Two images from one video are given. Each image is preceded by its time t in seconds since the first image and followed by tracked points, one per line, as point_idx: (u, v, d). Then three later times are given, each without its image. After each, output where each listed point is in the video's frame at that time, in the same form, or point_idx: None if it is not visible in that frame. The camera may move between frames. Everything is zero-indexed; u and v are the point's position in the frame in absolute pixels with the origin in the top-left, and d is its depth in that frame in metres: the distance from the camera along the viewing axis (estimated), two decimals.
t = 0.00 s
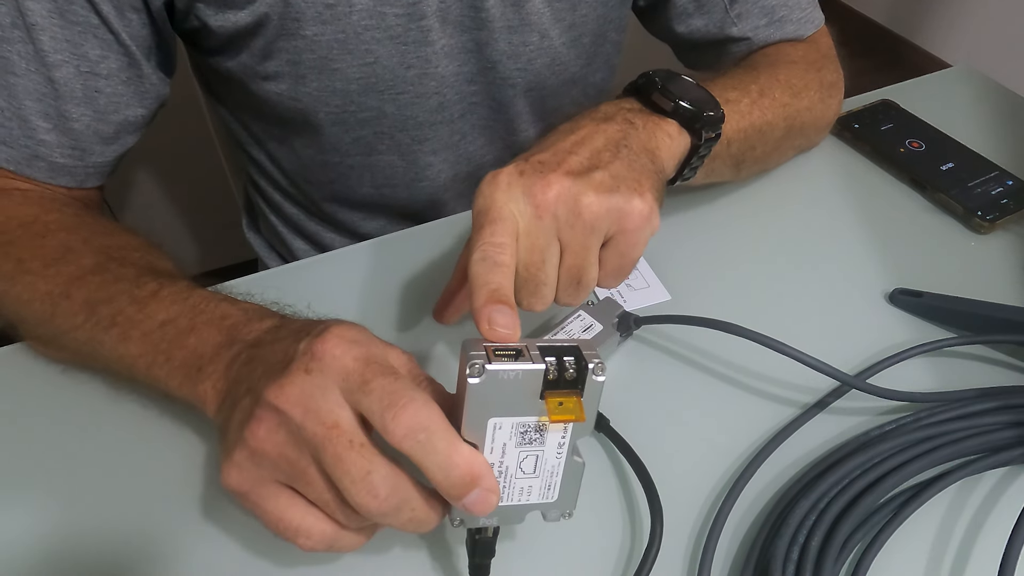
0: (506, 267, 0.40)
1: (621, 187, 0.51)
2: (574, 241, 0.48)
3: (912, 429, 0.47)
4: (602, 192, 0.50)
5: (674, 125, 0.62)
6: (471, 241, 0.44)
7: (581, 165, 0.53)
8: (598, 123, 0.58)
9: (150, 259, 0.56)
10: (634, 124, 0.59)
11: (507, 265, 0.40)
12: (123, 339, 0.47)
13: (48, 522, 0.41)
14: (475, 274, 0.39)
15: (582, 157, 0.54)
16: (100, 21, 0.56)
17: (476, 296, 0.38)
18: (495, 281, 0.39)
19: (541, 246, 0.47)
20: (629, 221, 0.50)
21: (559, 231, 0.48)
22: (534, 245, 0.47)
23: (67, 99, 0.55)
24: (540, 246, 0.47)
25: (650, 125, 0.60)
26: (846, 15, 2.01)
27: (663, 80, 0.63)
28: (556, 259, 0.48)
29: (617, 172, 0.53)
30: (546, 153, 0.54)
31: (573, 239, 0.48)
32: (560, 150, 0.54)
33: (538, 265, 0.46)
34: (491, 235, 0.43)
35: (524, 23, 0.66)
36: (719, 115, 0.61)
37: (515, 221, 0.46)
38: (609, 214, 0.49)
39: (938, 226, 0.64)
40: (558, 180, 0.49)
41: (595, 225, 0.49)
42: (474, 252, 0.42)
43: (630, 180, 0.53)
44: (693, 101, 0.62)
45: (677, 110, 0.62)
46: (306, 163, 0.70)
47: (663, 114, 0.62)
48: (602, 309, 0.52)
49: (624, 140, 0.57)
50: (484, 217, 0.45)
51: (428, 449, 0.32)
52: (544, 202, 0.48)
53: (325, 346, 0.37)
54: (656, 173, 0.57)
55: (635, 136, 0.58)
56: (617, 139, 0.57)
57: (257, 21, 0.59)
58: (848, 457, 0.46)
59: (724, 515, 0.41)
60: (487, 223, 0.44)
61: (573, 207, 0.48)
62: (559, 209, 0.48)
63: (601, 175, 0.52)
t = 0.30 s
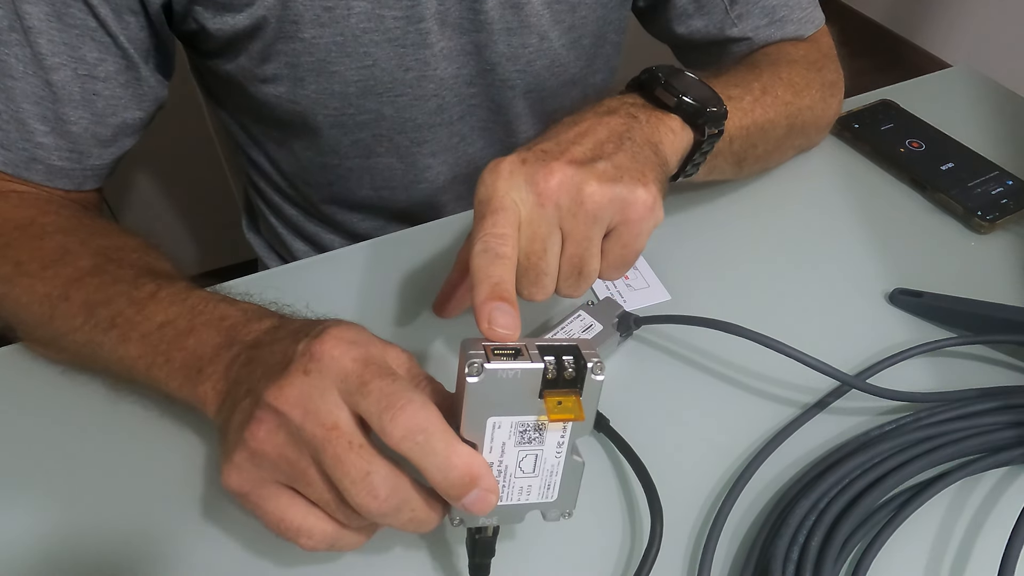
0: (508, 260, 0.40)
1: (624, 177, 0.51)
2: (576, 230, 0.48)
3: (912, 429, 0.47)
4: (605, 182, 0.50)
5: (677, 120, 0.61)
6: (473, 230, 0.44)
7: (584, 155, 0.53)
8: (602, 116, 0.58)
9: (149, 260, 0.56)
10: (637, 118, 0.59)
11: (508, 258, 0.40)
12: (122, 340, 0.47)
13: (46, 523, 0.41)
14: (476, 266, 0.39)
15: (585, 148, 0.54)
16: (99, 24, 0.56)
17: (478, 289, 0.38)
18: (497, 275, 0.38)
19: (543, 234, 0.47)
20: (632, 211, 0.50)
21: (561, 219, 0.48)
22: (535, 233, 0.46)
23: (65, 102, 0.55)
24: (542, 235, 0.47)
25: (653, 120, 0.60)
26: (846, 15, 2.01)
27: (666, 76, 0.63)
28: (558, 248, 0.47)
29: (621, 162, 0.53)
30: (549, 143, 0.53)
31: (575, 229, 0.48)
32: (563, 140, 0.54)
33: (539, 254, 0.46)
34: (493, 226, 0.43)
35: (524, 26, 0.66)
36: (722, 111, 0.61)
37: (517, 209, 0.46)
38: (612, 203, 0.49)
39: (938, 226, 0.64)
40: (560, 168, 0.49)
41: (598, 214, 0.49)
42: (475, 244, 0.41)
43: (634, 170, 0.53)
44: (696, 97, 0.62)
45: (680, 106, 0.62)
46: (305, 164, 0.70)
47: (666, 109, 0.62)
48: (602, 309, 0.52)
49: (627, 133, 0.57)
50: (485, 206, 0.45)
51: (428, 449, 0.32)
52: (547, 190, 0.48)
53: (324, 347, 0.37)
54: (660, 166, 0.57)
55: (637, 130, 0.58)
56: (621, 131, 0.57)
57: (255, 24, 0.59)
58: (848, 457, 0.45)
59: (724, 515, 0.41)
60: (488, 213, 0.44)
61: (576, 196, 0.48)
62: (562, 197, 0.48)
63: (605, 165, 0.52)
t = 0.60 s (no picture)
0: (512, 254, 0.40)
1: (629, 163, 0.51)
2: (581, 216, 0.48)
3: (912, 429, 0.47)
4: (609, 168, 0.50)
5: (682, 112, 0.61)
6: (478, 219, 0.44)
7: (588, 142, 0.53)
8: (606, 107, 0.58)
9: (150, 260, 0.56)
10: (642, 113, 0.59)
11: (513, 253, 0.40)
12: (123, 341, 0.47)
13: (47, 523, 0.41)
14: (480, 260, 0.39)
15: (589, 136, 0.54)
16: (99, 25, 0.56)
17: (483, 283, 0.38)
18: (502, 269, 0.38)
19: (547, 220, 0.47)
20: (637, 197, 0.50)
21: (565, 205, 0.48)
22: (540, 219, 0.46)
23: (65, 102, 0.55)
24: (546, 222, 0.47)
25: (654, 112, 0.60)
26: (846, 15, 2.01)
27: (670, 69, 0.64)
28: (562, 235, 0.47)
29: (625, 151, 0.53)
30: (553, 132, 0.54)
31: (580, 216, 0.48)
32: (567, 130, 0.54)
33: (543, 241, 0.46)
34: (497, 219, 0.42)
35: (524, 26, 0.66)
36: (726, 103, 0.61)
37: (521, 195, 0.46)
38: (617, 188, 0.49)
39: (938, 226, 0.64)
40: (564, 154, 0.49)
41: (602, 201, 0.49)
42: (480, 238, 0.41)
43: (638, 157, 0.53)
44: (700, 90, 0.62)
45: (684, 98, 0.62)
46: (305, 165, 0.70)
47: (670, 101, 0.62)
48: (602, 309, 0.52)
49: (631, 123, 0.57)
50: (490, 194, 0.45)
51: (430, 448, 0.32)
52: (551, 175, 0.48)
53: (325, 347, 0.37)
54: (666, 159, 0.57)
55: (641, 123, 0.57)
56: (626, 121, 0.57)
57: (256, 25, 0.59)
58: (848, 457, 0.45)
59: (724, 515, 0.41)
60: (492, 203, 0.44)
61: (580, 182, 0.48)
62: (566, 182, 0.48)
63: (609, 152, 0.52)
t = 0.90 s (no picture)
0: (513, 249, 0.40)
1: (630, 156, 0.51)
2: (582, 208, 0.48)
3: (912, 429, 0.47)
4: (612, 161, 0.50)
5: (684, 109, 0.61)
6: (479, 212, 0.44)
7: (591, 135, 0.53)
8: (608, 102, 0.58)
9: (150, 260, 0.56)
10: (644, 110, 0.59)
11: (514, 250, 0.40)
12: (124, 341, 0.47)
13: (48, 523, 0.41)
14: (481, 255, 0.39)
15: (592, 129, 0.54)
16: (100, 24, 0.56)
17: (483, 279, 0.38)
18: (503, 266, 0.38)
19: (548, 212, 0.47)
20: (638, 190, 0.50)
21: (567, 197, 0.48)
22: (541, 211, 0.47)
23: (66, 102, 0.55)
24: (546, 215, 0.47)
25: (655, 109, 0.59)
26: (846, 15, 2.01)
27: (671, 64, 0.63)
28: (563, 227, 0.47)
29: (627, 144, 0.53)
30: (555, 125, 0.54)
31: (581, 209, 0.48)
32: (569, 123, 0.54)
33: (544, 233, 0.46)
34: (498, 213, 0.42)
35: (525, 26, 0.66)
36: (728, 99, 0.60)
37: (522, 186, 0.46)
38: (619, 180, 0.49)
39: (938, 226, 0.64)
40: (566, 147, 0.49)
41: (604, 194, 0.49)
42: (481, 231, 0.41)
43: (641, 151, 0.53)
44: (702, 86, 0.62)
45: (686, 95, 0.62)
46: (306, 164, 0.70)
47: (672, 98, 0.62)
48: (602, 309, 0.52)
49: (634, 118, 0.57)
50: (491, 186, 0.45)
51: (430, 448, 0.32)
52: (553, 166, 0.48)
53: (325, 347, 0.37)
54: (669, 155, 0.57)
55: (643, 119, 0.57)
56: (629, 116, 0.57)
57: (258, 25, 0.59)
58: (848, 457, 0.46)
59: (724, 515, 0.41)
60: (493, 197, 0.44)
61: (582, 174, 0.48)
62: (568, 174, 0.48)
63: (612, 145, 0.52)
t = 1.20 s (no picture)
0: (513, 252, 0.40)
1: (631, 159, 0.51)
2: (583, 211, 0.48)
3: (912, 429, 0.47)
4: (613, 164, 0.50)
5: (684, 112, 0.62)
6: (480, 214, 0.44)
7: (592, 138, 0.53)
8: (608, 104, 0.58)
9: (150, 260, 0.56)
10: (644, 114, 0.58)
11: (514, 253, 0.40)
12: (124, 341, 0.47)
13: (48, 523, 0.41)
14: (481, 257, 0.39)
15: (593, 131, 0.54)
16: (100, 25, 0.56)
17: (483, 282, 0.37)
18: (503, 268, 0.38)
19: (549, 215, 0.47)
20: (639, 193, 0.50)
21: (568, 200, 0.48)
22: (542, 214, 0.47)
23: (66, 102, 0.55)
24: (547, 218, 0.47)
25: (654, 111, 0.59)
26: (846, 15, 2.01)
27: (672, 67, 0.63)
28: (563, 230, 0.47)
29: (629, 147, 0.53)
30: (557, 128, 0.54)
31: (582, 212, 0.48)
32: (571, 125, 0.54)
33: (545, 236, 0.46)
34: (499, 216, 0.42)
35: (525, 26, 0.66)
36: (728, 101, 0.61)
37: (524, 189, 0.46)
38: (620, 183, 0.49)
39: (938, 226, 0.64)
40: (567, 150, 0.49)
41: (605, 196, 0.49)
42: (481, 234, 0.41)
43: (642, 154, 0.53)
44: (703, 88, 0.62)
45: (687, 97, 0.62)
46: (306, 165, 0.70)
47: (673, 100, 0.62)
48: (602, 308, 0.52)
49: (635, 121, 0.57)
50: (493, 189, 0.45)
51: (429, 449, 0.32)
52: (554, 169, 0.48)
53: (324, 347, 0.37)
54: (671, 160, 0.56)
55: (644, 122, 0.57)
56: (632, 119, 0.57)
57: (259, 25, 0.59)
58: (848, 457, 0.46)
59: (725, 514, 0.41)
60: (494, 199, 0.44)
61: (583, 178, 0.48)
62: (569, 177, 0.48)
63: (613, 148, 0.52)
